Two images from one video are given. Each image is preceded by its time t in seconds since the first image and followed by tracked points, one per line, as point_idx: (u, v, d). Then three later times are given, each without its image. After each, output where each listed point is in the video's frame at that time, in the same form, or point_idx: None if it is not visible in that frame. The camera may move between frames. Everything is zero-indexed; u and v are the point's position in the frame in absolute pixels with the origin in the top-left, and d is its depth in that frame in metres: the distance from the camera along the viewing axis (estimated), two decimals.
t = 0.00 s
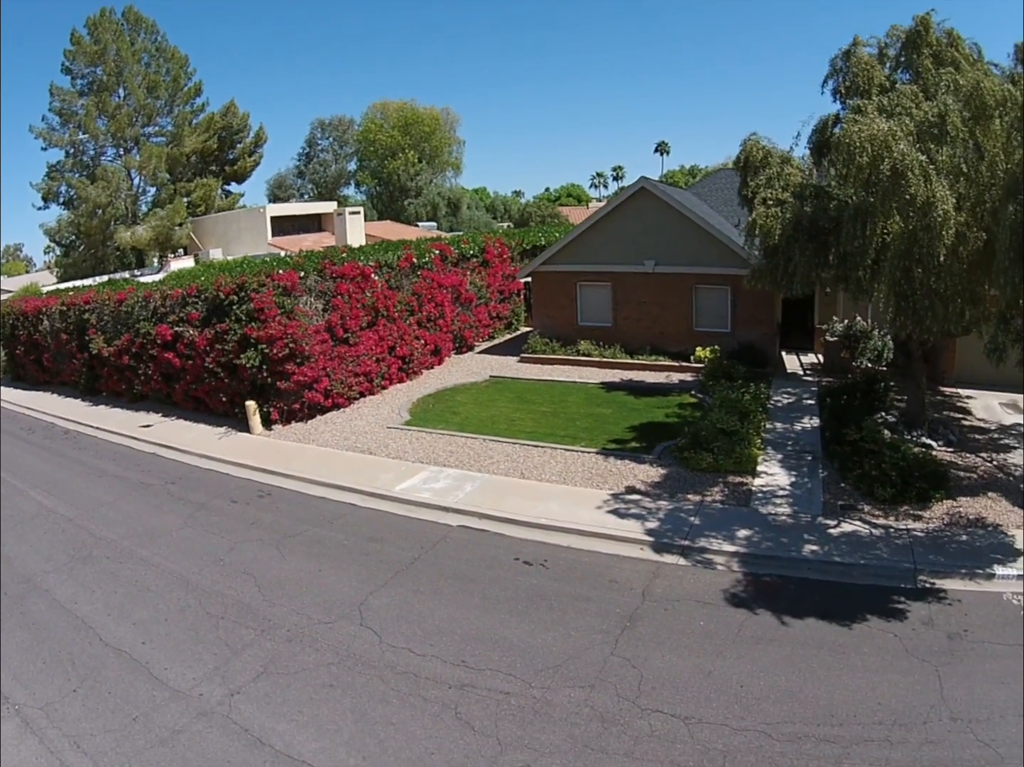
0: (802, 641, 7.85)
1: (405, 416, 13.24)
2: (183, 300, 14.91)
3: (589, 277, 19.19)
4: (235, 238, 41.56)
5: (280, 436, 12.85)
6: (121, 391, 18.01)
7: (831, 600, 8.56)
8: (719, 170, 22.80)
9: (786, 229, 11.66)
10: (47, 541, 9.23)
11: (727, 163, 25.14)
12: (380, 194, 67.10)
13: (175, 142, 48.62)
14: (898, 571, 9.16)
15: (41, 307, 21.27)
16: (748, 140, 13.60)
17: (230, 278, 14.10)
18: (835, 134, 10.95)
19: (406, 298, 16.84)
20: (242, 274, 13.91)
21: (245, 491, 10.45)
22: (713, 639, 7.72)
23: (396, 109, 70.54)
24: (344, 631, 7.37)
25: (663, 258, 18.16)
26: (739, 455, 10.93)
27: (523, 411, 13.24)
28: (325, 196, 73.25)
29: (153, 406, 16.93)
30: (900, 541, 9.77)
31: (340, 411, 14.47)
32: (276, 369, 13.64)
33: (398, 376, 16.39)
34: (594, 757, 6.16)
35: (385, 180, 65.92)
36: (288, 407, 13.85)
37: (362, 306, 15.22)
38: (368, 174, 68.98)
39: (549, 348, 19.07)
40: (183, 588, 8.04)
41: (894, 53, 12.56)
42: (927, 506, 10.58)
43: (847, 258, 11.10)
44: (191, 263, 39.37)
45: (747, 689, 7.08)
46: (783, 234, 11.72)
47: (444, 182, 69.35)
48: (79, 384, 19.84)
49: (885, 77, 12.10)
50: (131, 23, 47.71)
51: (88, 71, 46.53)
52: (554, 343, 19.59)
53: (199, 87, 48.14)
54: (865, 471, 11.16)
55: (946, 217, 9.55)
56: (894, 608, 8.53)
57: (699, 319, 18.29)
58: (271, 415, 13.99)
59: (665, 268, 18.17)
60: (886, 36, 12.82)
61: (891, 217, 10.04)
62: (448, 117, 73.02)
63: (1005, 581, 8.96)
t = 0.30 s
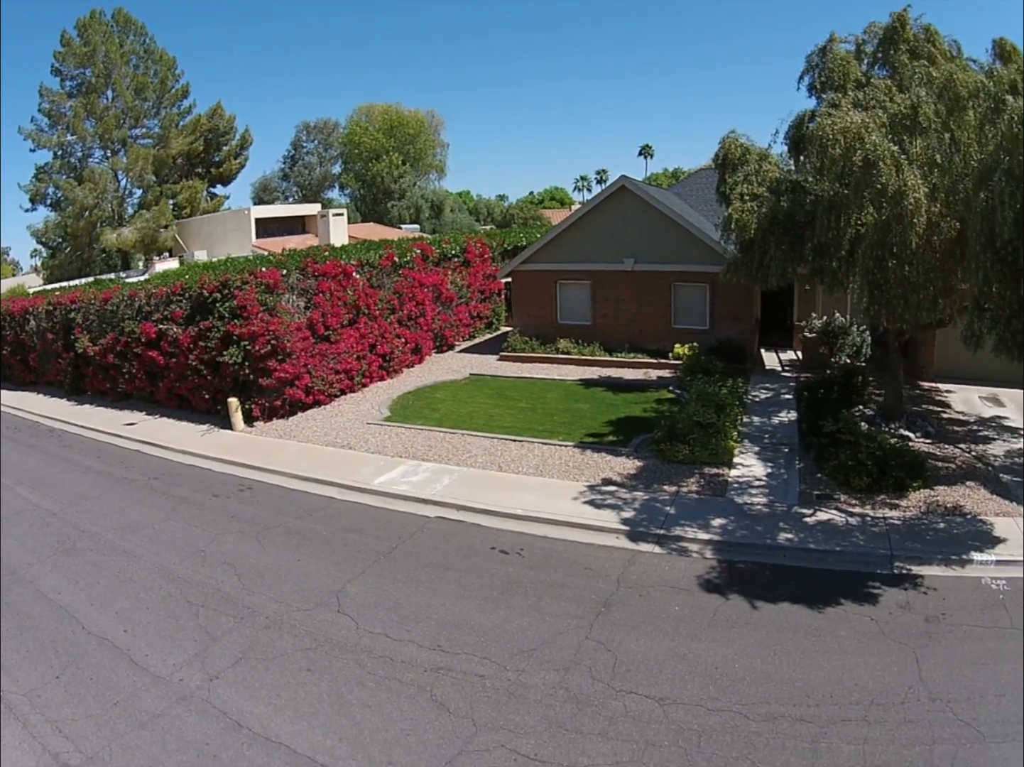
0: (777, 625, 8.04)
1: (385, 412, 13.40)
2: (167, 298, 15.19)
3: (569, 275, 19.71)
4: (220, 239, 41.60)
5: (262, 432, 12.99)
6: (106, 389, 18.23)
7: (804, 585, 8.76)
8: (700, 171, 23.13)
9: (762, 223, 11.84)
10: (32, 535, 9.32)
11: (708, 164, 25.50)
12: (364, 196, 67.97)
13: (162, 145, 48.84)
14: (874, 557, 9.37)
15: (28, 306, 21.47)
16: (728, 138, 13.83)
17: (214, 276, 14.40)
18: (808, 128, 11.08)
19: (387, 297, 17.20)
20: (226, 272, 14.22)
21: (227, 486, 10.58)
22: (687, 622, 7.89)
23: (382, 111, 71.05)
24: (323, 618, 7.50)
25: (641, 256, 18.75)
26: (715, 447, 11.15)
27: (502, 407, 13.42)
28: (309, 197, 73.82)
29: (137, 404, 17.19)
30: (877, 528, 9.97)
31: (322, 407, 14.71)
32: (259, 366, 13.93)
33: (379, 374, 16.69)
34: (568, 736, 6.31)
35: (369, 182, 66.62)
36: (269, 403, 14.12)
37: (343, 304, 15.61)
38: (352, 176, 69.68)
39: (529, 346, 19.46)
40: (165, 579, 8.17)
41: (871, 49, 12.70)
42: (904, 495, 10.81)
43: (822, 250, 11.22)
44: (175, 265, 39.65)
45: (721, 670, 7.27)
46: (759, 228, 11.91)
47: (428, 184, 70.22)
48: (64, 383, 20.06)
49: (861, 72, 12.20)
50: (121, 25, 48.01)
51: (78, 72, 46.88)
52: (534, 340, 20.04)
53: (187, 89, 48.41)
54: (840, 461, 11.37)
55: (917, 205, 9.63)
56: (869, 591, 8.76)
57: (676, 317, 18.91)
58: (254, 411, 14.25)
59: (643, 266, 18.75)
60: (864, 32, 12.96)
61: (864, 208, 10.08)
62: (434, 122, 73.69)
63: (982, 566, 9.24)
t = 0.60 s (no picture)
0: (761, 605, 8.16)
1: (371, 406, 13.48)
2: (159, 293, 15.91)
3: (555, 273, 20.75)
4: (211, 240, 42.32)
5: (250, 426, 13.06)
6: (98, 385, 18.93)
7: (788, 568, 8.90)
8: (688, 171, 23.43)
9: (744, 216, 11.99)
10: (25, 525, 9.29)
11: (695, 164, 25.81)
12: (354, 199, 69.25)
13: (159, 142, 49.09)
14: (859, 540, 9.61)
15: (21, 301, 21.84)
16: (713, 136, 14.01)
17: (205, 271, 15.03)
18: (789, 121, 11.18)
19: (374, 293, 17.82)
20: (216, 268, 14.82)
21: (217, 477, 10.66)
22: (670, 601, 7.99)
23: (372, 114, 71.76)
24: (309, 601, 7.59)
25: (626, 254, 19.79)
26: (698, 437, 11.21)
27: (488, 400, 13.53)
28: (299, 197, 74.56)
29: (130, 398, 17.95)
30: (862, 512, 10.23)
31: (309, 402, 15.41)
32: (247, 360, 14.61)
33: (365, 369, 17.43)
34: (553, 712, 6.40)
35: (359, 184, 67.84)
36: (258, 397, 14.80)
37: (331, 299, 16.22)
38: (342, 177, 70.79)
39: (513, 343, 20.45)
40: (157, 566, 8.19)
41: (857, 47, 12.81)
42: (889, 481, 11.04)
43: (803, 241, 11.34)
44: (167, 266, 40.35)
45: (705, 649, 7.38)
46: (741, 221, 12.06)
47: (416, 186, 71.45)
48: (58, 378, 20.58)
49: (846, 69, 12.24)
50: (121, 21, 48.10)
51: (78, 69, 47.14)
52: (519, 337, 21.06)
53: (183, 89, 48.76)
54: (825, 449, 11.57)
55: (894, 194, 9.64)
56: (854, 573, 8.99)
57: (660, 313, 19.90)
58: (242, 406, 14.93)
59: (628, 264, 19.77)
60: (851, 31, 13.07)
61: (843, 198, 10.10)
62: (423, 121, 73.98)
63: (969, 548, 9.60)
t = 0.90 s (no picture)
0: (754, 582, 8.28)
1: (369, 396, 13.69)
2: (160, 287, 16.96)
3: (551, 268, 21.85)
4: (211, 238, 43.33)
5: (251, 417, 13.31)
6: (101, 378, 20.23)
7: (781, 546, 9.03)
8: (684, 169, 23.76)
9: (735, 206, 12.23)
10: (29, 510, 9.50)
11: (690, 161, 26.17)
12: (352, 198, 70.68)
13: (157, 141, 49.68)
14: (851, 521, 9.75)
15: (27, 298, 23.51)
16: (705, 129, 14.29)
17: (205, 266, 16.01)
18: (775, 112, 11.47)
19: (372, 287, 19.02)
20: (217, 262, 15.81)
21: (218, 465, 10.89)
22: (663, 578, 8.11)
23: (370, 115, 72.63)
24: (308, 579, 7.76)
25: (620, 248, 20.83)
26: (693, 424, 11.38)
27: (485, 390, 13.74)
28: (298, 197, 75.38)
29: (130, 390, 19.16)
30: (855, 494, 10.39)
31: (307, 392, 16.41)
32: (248, 351, 15.53)
33: (363, 362, 18.53)
34: (546, 681, 6.51)
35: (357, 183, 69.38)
36: (259, 387, 15.75)
37: (330, 293, 17.33)
38: (341, 176, 72.26)
39: (511, 337, 21.41)
40: (157, 548, 8.38)
41: (845, 40, 13.08)
42: (882, 465, 11.19)
43: (791, 229, 11.52)
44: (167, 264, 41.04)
45: (698, 622, 7.49)
46: (732, 211, 12.30)
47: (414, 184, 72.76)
48: (60, 372, 22.23)
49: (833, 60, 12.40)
50: (120, 21, 48.72)
51: (77, 68, 47.56)
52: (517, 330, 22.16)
53: (182, 88, 49.28)
54: (818, 435, 11.76)
55: (877, 180, 9.97)
56: (846, 552, 9.13)
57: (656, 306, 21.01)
58: (243, 396, 15.88)
59: (623, 257, 20.83)
60: (839, 24, 13.33)
61: (829, 186, 10.38)
62: (421, 120, 74.81)
63: (962, 529, 9.73)
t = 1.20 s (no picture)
0: (735, 569, 8.44)
1: (362, 391, 13.93)
2: (156, 283, 17.38)
3: (543, 266, 22.59)
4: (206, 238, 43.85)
5: (246, 411, 13.56)
6: (97, 373, 20.75)
7: (763, 536, 9.21)
8: (676, 170, 24.06)
9: (722, 202, 12.49)
10: (24, 500, 9.76)
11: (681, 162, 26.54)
12: (348, 198, 71.32)
13: (152, 142, 50.21)
14: (834, 513, 9.95)
15: (23, 296, 24.05)
16: (695, 128, 14.55)
17: (200, 261, 16.38)
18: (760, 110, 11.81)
19: (366, 283, 19.53)
20: (211, 258, 16.17)
21: (211, 457, 11.14)
22: (645, 564, 8.29)
23: (365, 116, 73.23)
24: (297, 563, 7.96)
25: (611, 246, 21.50)
26: (679, 418, 11.63)
27: (476, 385, 13.98)
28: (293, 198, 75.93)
29: (126, 386, 19.63)
30: (837, 488, 10.59)
31: (302, 387, 16.83)
32: (243, 345, 15.96)
33: (357, 357, 19.02)
34: (527, 660, 6.68)
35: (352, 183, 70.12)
36: (253, 381, 16.14)
37: (324, 289, 17.77)
38: (336, 176, 73.01)
39: (502, 334, 22.16)
40: (149, 535, 8.60)
41: (831, 40, 13.35)
42: (866, 460, 11.41)
43: (775, 224, 11.71)
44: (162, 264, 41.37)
45: (679, 606, 7.64)
46: (719, 207, 12.56)
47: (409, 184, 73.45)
48: (55, 369, 22.74)
49: (818, 61, 12.70)
50: (115, 24, 49.24)
51: (72, 71, 48.02)
52: (509, 328, 22.86)
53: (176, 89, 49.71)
54: (803, 430, 11.99)
55: (857, 175, 10.32)
56: (827, 543, 9.31)
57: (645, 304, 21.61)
58: (237, 390, 16.29)
59: (613, 255, 21.48)
60: (825, 24, 13.60)
61: (812, 182, 10.69)
62: (416, 122, 75.41)
63: (944, 523, 9.91)
